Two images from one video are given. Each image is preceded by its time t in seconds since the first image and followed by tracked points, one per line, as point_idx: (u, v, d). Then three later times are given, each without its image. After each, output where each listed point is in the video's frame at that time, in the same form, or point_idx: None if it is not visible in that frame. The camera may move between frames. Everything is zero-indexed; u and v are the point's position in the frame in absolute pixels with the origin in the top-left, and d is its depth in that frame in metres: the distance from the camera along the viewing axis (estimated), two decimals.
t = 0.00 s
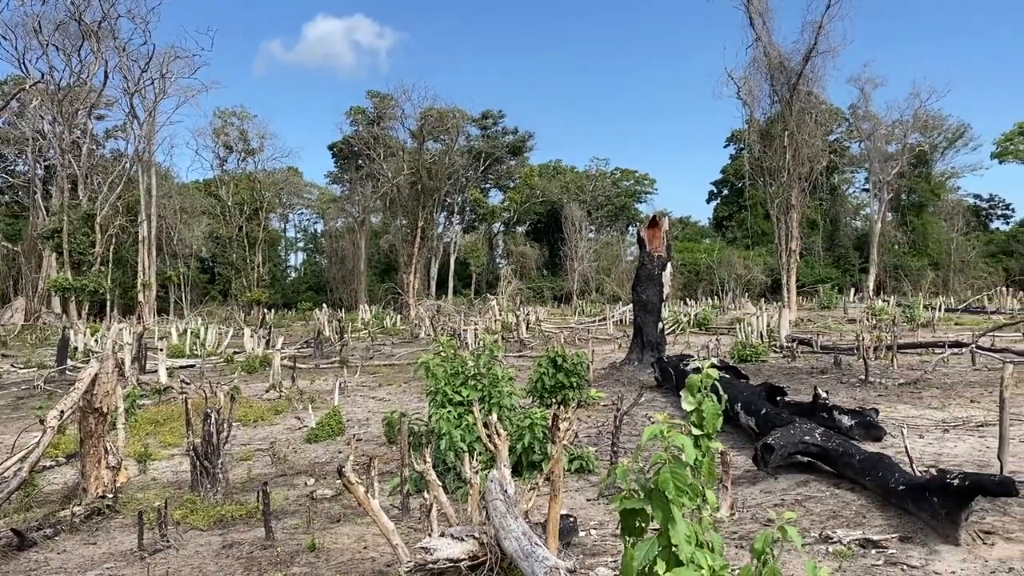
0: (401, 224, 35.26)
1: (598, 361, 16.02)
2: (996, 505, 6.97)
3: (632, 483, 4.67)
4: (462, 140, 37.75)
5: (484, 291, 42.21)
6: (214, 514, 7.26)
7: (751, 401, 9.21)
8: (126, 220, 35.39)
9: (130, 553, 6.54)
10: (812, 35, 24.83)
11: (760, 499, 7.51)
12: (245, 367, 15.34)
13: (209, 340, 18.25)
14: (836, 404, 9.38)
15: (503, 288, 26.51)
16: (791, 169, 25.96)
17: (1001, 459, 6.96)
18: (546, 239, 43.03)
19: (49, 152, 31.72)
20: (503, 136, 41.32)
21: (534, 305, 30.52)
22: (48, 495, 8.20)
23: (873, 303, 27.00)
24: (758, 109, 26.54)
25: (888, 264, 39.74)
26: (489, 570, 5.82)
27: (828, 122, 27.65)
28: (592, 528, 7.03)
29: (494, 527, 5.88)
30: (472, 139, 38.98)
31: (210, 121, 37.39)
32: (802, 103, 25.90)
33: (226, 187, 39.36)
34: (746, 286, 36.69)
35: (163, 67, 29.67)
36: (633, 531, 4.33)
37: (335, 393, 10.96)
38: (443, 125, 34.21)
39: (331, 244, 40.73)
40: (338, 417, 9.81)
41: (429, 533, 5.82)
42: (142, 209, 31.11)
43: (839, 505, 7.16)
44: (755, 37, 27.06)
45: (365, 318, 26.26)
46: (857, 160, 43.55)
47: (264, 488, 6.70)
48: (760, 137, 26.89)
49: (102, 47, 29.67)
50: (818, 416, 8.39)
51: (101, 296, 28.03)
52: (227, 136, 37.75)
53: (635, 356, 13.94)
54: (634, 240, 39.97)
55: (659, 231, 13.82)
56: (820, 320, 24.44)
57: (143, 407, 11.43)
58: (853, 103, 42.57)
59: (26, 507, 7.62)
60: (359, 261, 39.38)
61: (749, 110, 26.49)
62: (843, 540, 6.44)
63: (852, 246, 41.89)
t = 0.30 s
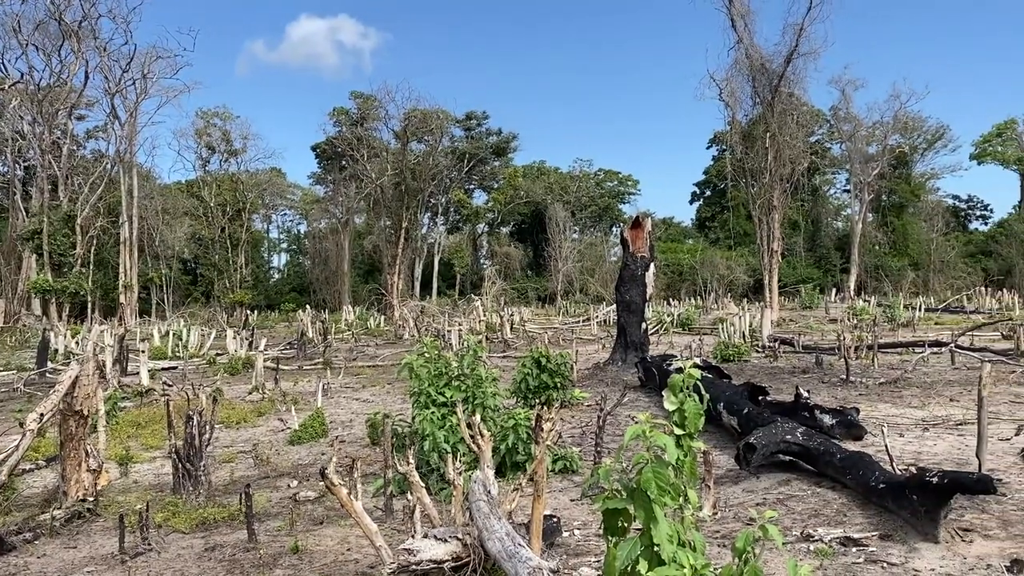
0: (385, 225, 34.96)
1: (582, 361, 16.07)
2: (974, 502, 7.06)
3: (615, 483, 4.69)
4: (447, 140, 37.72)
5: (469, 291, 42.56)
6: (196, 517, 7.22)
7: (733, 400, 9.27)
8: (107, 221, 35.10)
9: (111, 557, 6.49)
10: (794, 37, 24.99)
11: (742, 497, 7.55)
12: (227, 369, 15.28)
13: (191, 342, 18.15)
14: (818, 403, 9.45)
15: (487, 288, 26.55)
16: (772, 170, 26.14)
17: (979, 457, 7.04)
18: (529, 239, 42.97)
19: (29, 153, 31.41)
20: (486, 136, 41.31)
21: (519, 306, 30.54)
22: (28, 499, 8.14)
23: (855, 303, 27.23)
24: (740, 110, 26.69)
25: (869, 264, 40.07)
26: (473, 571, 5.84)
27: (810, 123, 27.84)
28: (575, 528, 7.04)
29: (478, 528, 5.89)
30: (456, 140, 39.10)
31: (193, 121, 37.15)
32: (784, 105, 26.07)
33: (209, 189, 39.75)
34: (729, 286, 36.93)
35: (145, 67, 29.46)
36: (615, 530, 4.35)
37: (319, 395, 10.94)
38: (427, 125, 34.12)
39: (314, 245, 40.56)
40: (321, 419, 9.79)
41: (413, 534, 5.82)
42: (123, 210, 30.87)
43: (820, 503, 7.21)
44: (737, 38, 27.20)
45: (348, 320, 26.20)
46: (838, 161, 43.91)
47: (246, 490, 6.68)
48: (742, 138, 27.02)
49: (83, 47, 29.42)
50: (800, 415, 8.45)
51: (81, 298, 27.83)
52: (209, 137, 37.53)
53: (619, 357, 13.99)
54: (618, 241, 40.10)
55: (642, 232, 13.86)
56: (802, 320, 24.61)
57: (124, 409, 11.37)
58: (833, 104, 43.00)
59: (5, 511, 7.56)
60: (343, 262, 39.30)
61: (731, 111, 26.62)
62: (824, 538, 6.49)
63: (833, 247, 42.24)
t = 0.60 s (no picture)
0: (369, 226, 34.81)
1: (567, 362, 16.09)
2: (956, 500, 7.11)
3: (599, 483, 4.70)
4: (432, 140, 37.67)
5: (453, 292, 42.88)
6: (179, 520, 7.17)
7: (718, 400, 9.29)
8: (88, 223, 34.83)
9: (92, 561, 6.43)
10: (776, 39, 25.14)
11: (726, 497, 7.58)
12: (210, 371, 15.18)
13: (174, 344, 18.04)
14: (802, 403, 9.50)
15: (471, 289, 26.52)
16: (755, 171, 26.30)
17: (960, 456, 7.09)
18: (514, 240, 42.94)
19: (9, 154, 31.08)
20: (471, 137, 41.28)
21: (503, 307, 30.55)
22: (7, 503, 8.05)
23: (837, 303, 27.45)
24: (723, 112, 26.81)
25: (851, 264, 40.38)
26: (457, 572, 5.83)
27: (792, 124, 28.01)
28: (560, 529, 7.04)
29: (462, 529, 5.87)
30: (440, 141, 39.13)
31: (174, 121, 36.87)
32: (766, 106, 26.22)
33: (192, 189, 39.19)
34: (712, 286, 37.13)
35: (126, 67, 29.22)
36: (599, 531, 4.36)
37: (302, 397, 10.89)
38: (411, 126, 34.01)
39: (297, 246, 40.39)
40: (305, 420, 9.75)
41: (397, 536, 5.80)
42: (105, 211, 30.59)
43: (803, 503, 7.25)
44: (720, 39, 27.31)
45: (332, 321, 26.11)
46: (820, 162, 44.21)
47: (229, 493, 6.63)
48: (726, 139, 27.14)
49: (63, 47, 29.15)
50: (783, 415, 8.48)
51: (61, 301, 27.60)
52: (191, 137, 37.30)
53: (603, 357, 14.02)
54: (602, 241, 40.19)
55: (626, 233, 13.89)
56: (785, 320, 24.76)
57: (104, 412, 11.28)
58: (815, 105, 43.37)
59: None
60: (327, 263, 39.18)
61: (715, 112, 26.73)
62: (807, 537, 6.52)
63: (816, 247, 42.51)
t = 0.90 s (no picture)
0: (354, 226, 34.74)
1: (553, 361, 16.12)
2: (937, 497, 7.18)
3: (583, 482, 4.72)
4: (417, 141, 37.69)
5: (439, 292, 42.85)
6: (163, 522, 7.13)
7: (702, 399, 9.33)
8: (70, 223, 34.57)
9: (74, 564, 6.38)
10: (759, 40, 25.26)
11: (711, 495, 7.62)
12: (194, 372, 15.11)
13: (157, 345, 17.94)
14: (786, 401, 9.56)
15: (456, 289, 26.47)
16: (739, 171, 26.42)
17: (941, 453, 7.16)
18: (500, 240, 42.97)
19: None
20: (456, 137, 41.25)
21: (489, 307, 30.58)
22: None
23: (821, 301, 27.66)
24: (707, 112, 26.93)
25: (834, 263, 40.72)
26: (443, 572, 5.84)
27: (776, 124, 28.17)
28: (545, 528, 7.05)
29: (447, 529, 5.87)
30: (426, 141, 39.11)
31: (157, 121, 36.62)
32: (750, 107, 26.39)
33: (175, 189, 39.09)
34: (697, 286, 37.32)
35: (109, 66, 28.96)
36: (584, 530, 4.38)
37: (287, 398, 10.86)
38: (396, 125, 33.92)
39: (282, 246, 40.30)
40: (290, 422, 9.73)
41: (382, 536, 5.79)
42: (87, 211, 30.34)
43: (787, 500, 7.30)
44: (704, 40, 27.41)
45: (317, 322, 26.02)
46: (804, 161, 44.42)
47: (214, 494, 6.61)
48: (710, 139, 27.27)
49: (44, 46, 28.87)
50: (767, 414, 8.54)
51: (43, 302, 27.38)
52: (174, 137, 37.05)
53: (588, 356, 14.05)
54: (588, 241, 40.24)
55: (611, 233, 13.94)
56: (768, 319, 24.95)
57: (87, 414, 11.20)
58: (799, 106, 43.57)
59: None
60: (311, 263, 39.04)
61: (699, 113, 26.84)
62: (790, 535, 6.57)
63: (800, 247, 42.79)
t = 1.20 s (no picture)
0: (339, 225, 34.69)
1: (538, 360, 16.13)
2: (919, 494, 7.22)
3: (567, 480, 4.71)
4: (402, 139, 37.67)
5: (424, 291, 42.81)
6: (145, 524, 7.08)
7: (687, 398, 9.36)
8: (51, 222, 34.31)
9: (54, 566, 6.33)
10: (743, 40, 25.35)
11: (695, 494, 7.65)
12: (176, 372, 15.03)
13: (140, 345, 17.83)
14: (769, 400, 9.60)
15: (442, 288, 26.43)
16: (724, 170, 26.51)
17: (923, 451, 7.21)
18: (485, 239, 42.97)
19: None
20: (441, 136, 41.20)
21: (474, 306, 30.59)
22: None
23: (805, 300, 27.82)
24: (691, 111, 27.01)
25: (818, 262, 40.96)
26: (427, 572, 5.82)
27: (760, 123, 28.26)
28: (530, 527, 7.05)
29: (432, 529, 5.86)
30: (411, 140, 39.04)
31: (139, 120, 36.34)
32: (734, 106, 26.50)
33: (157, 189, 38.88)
34: (682, 285, 37.44)
35: (90, 64, 28.71)
36: (568, 528, 4.38)
37: (270, 398, 10.82)
38: (380, 124, 33.77)
39: (266, 245, 39.98)
40: (274, 422, 9.68)
41: (366, 536, 5.77)
42: (68, 210, 30.09)
43: (771, 498, 7.33)
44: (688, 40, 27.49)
45: (301, 321, 25.93)
46: (787, 161, 44.59)
47: (197, 495, 6.57)
48: (694, 139, 27.37)
49: (24, 43, 28.59)
50: (751, 412, 8.56)
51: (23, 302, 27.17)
52: (157, 135, 36.80)
53: (574, 356, 14.07)
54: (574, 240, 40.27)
55: (596, 232, 13.96)
56: (752, 318, 25.11)
57: (68, 415, 11.13)
58: (782, 105, 43.73)
59: None
60: (295, 262, 38.91)
61: (683, 112, 26.91)
62: (774, 533, 6.60)
63: (784, 245, 43.01)
